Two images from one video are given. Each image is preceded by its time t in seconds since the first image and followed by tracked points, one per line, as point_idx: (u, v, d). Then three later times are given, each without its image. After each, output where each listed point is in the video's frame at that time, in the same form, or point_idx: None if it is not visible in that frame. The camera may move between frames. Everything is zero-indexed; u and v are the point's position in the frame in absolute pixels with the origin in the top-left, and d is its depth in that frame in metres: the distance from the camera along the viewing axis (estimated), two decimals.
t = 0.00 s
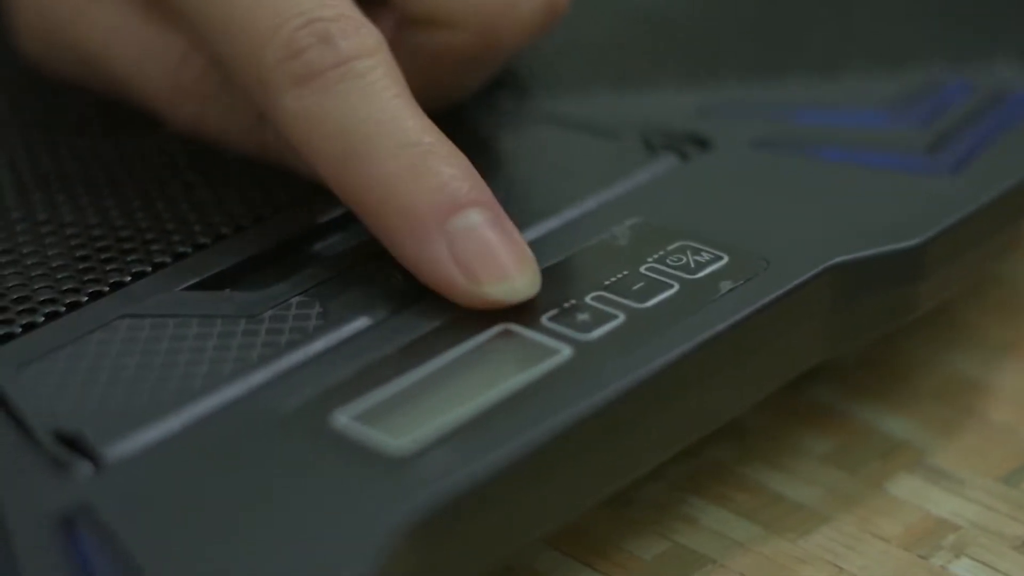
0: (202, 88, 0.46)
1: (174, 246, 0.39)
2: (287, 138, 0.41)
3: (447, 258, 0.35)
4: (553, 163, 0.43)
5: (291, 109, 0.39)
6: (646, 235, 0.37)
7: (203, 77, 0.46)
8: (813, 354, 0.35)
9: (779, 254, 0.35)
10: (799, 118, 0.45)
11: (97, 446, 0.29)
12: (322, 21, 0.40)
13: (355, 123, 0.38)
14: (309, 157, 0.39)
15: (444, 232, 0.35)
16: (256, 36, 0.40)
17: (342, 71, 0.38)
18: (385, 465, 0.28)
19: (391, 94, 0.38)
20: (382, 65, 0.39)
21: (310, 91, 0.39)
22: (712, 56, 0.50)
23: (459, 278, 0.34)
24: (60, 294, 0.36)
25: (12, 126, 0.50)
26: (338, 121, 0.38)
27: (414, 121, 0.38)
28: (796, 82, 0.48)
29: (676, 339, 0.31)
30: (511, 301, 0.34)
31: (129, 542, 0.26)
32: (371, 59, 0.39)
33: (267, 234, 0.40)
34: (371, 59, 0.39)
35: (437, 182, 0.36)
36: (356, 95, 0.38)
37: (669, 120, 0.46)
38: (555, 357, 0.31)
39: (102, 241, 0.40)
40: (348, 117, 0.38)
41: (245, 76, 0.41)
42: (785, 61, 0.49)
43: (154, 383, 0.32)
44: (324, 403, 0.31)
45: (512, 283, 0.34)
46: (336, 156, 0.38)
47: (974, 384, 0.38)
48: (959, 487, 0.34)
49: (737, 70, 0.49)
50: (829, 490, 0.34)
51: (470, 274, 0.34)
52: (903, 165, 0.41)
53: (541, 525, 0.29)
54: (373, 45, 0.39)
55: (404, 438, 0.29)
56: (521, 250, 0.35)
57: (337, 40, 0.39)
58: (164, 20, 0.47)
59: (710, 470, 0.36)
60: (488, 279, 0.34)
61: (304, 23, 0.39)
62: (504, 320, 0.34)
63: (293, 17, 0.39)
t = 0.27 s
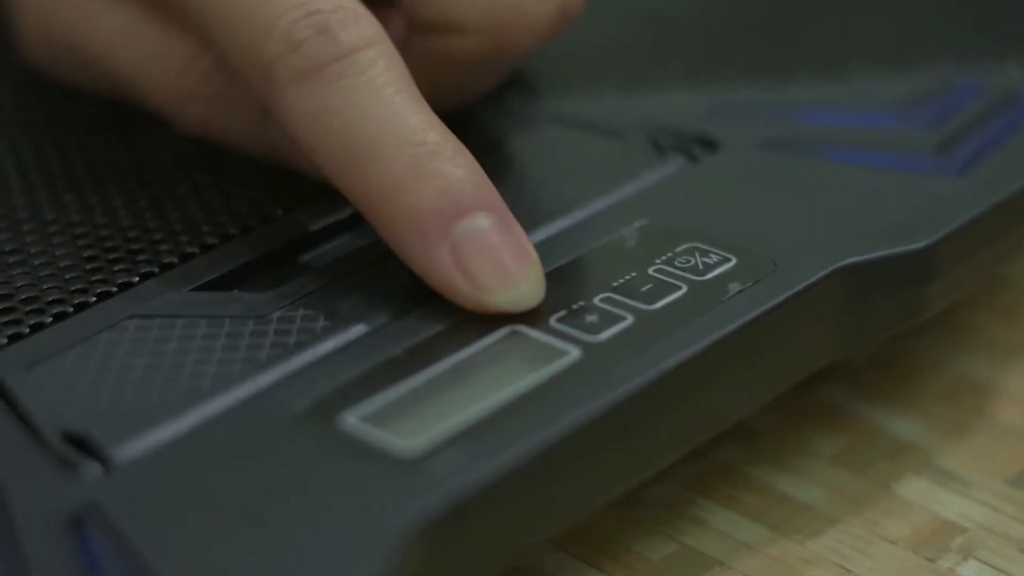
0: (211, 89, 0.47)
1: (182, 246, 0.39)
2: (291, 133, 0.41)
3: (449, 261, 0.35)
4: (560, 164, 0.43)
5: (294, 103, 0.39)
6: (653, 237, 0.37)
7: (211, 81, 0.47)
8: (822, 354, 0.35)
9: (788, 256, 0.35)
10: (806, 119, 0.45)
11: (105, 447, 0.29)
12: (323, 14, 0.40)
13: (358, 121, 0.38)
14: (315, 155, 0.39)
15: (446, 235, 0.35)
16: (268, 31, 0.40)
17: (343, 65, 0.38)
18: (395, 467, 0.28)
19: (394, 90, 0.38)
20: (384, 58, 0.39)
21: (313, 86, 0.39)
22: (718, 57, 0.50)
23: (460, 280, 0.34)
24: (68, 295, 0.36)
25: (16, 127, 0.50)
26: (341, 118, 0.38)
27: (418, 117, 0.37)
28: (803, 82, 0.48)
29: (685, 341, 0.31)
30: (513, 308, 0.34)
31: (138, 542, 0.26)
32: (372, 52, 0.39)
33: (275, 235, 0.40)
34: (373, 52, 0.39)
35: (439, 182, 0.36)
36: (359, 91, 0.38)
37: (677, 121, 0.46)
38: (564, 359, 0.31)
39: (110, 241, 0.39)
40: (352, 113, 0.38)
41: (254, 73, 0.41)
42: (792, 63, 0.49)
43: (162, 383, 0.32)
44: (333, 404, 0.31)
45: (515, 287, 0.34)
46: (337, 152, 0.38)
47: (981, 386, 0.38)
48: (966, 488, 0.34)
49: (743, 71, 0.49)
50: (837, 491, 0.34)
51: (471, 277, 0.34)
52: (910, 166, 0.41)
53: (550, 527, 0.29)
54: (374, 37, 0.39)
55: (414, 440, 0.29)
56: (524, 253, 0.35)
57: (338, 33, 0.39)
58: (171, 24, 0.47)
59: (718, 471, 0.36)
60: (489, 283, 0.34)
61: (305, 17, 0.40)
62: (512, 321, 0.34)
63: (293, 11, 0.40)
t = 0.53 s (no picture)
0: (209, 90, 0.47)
1: (182, 250, 0.39)
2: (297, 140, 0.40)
3: (456, 262, 0.35)
4: (561, 166, 0.43)
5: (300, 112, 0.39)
6: (653, 240, 0.37)
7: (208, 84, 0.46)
8: (822, 358, 0.35)
9: (787, 259, 0.35)
10: (807, 122, 0.45)
11: (105, 449, 0.29)
12: (327, 23, 0.39)
13: (363, 127, 0.38)
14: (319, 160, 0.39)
15: (453, 236, 0.35)
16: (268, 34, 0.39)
17: (349, 74, 0.38)
18: (394, 470, 0.28)
19: (399, 97, 0.38)
20: (389, 66, 0.39)
21: (318, 94, 0.39)
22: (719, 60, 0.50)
23: (467, 281, 0.34)
24: (69, 297, 0.36)
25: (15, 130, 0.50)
26: (347, 125, 0.38)
27: (423, 122, 0.38)
28: (804, 85, 0.48)
29: (684, 344, 0.31)
30: (520, 307, 0.34)
31: (138, 545, 0.26)
32: (378, 60, 0.38)
33: (275, 238, 0.40)
34: (377, 60, 0.39)
35: (444, 185, 0.36)
36: (364, 98, 0.38)
37: (678, 124, 0.46)
38: (564, 362, 0.31)
39: (110, 244, 0.39)
40: (357, 120, 0.38)
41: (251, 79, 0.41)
42: (793, 66, 0.49)
43: (162, 386, 0.32)
44: (332, 407, 0.31)
45: (523, 286, 0.34)
46: (343, 159, 0.38)
47: (981, 390, 0.38)
48: (966, 492, 0.34)
49: (744, 75, 0.49)
50: (836, 494, 0.34)
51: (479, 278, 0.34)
52: (910, 169, 0.41)
53: (550, 530, 0.29)
54: (379, 45, 0.39)
55: (413, 443, 0.29)
56: (531, 253, 0.35)
57: (344, 42, 0.39)
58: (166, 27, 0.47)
59: (718, 474, 0.36)
60: (497, 283, 0.34)
61: (310, 26, 0.39)
62: (512, 324, 0.34)
63: (299, 20, 0.39)
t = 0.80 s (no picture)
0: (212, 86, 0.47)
1: (179, 251, 0.39)
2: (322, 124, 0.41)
3: (515, 235, 0.36)
4: (559, 167, 0.43)
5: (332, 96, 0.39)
6: (650, 241, 0.37)
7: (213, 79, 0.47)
8: (821, 359, 0.35)
9: (784, 261, 0.35)
10: (805, 123, 0.45)
11: (101, 451, 0.29)
12: (360, 11, 0.40)
13: (404, 108, 0.38)
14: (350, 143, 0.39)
15: (508, 211, 0.36)
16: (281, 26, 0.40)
17: (387, 57, 0.39)
18: (390, 472, 0.28)
19: (434, 79, 0.39)
20: (420, 51, 0.39)
21: (355, 77, 0.39)
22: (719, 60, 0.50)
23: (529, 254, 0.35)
24: (65, 299, 0.36)
25: (15, 131, 0.50)
26: (386, 105, 0.38)
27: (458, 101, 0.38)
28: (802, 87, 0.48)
29: (680, 346, 0.31)
30: (573, 275, 0.35)
31: (133, 548, 0.26)
32: (411, 46, 0.39)
33: (273, 240, 0.40)
34: (409, 45, 0.39)
35: (487, 161, 0.37)
36: (404, 80, 0.38)
37: (676, 125, 0.46)
38: (559, 364, 0.31)
39: (107, 245, 0.40)
40: (398, 101, 0.38)
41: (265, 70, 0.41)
42: (792, 67, 0.49)
43: (159, 388, 0.32)
44: (328, 409, 0.31)
45: (580, 256, 0.35)
46: (382, 140, 0.38)
47: (980, 391, 0.38)
48: (964, 494, 0.34)
49: (742, 76, 0.49)
50: (834, 496, 0.34)
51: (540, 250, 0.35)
52: (908, 171, 0.41)
53: (546, 533, 0.29)
54: (409, 32, 0.40)
55: (409, 445, 0.29)
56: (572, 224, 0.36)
57: (379, 29, 0.39)
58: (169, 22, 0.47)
59: (716, 476, 0.36)
60: (558, 253, 0.35)
61: (343, 14, 0.40)
62: (508, 326, 0.34)
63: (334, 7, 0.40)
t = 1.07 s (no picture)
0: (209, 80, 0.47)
1: (177, 251, 0.39)
2: (306, 113, 0.41)
3: (492, 230, 0.36)
4: (557, 167, 0.43)
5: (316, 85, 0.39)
6: (647, 241, 0.37)
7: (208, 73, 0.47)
8: (819, 360, 0.35)
9: (781, 261, 0.35)
10: (804, 123, 0.45)
11: (98, 451, 0.29)
12: None
13: (384, 98, 0.38)
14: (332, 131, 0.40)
15: (485, 205, 0.37)
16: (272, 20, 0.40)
17: (368, 46, 0.39)
18: (385, 472, 0.28)
19: (416, 67, 0.39)
20: (402, 39, 0.39)
21: (336, 67, 0.39)
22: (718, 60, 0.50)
23: (505, 248, 0.36)
24: (62, 299, 0.36)
25: (15, 131, 0.50)
26: (367, 95, 0.38)
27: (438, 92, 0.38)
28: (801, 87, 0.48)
29: (676, 346, 0.31)
30: (549, 270, 0.36)
31: (129, 548, 0.26)
32: (392, 35, 0.39)
33: (271, 240, 0.40)
34: (391, 33, 0.39)
35: (465, 154, 0.37)
36: (386, 70, 0.38)
37: (675, 125, 0.46)
38: (555, 364, 0.31)
39: (105, 245, 0.40)
40: (379, 92, 0.38)
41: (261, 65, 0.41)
42: (790, 67, 0.49)
43: (156, 388, 0.32)
44: (324, 409, 0.31)
45: (557, 250, 0.36)
46: (363, 131, 0.38)
47: (978, 391, 0.38)
48: (961, 494, 0.34)
49: (740, 76, 0.49)
50: (831, 497, 0.34)
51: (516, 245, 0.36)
52: (906, 171, 0.41)
53: (541, 533, 0.29)
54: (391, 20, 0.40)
55: (404, 445, 0.29)
56: (549, 217, 0.37)
57: (361, 16, 0.39)
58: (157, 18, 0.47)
59: (713, 476, 0.36)
60: (534, 249, 0.35)
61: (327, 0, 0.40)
62: (505, 326, 0.34)
63: None
